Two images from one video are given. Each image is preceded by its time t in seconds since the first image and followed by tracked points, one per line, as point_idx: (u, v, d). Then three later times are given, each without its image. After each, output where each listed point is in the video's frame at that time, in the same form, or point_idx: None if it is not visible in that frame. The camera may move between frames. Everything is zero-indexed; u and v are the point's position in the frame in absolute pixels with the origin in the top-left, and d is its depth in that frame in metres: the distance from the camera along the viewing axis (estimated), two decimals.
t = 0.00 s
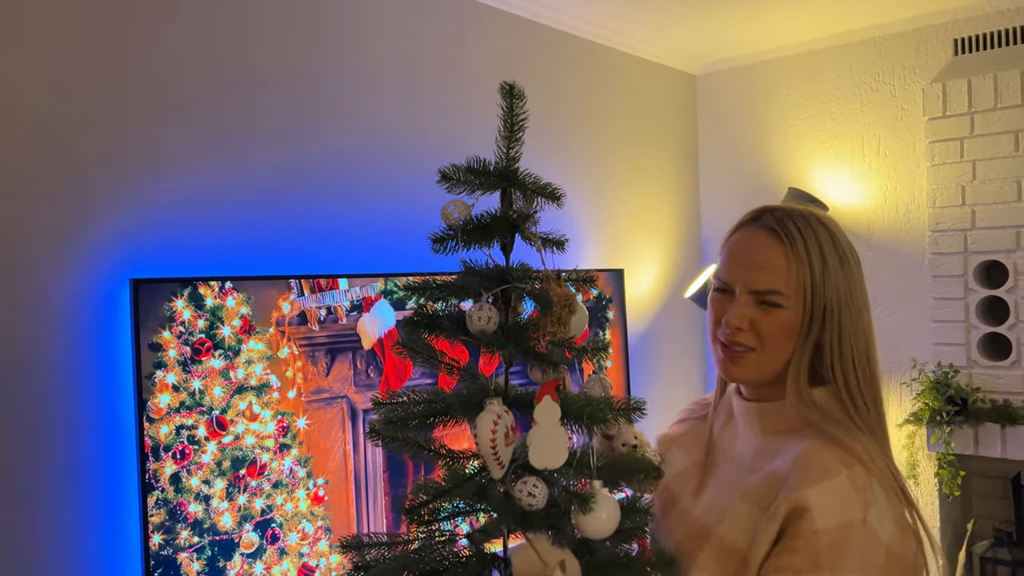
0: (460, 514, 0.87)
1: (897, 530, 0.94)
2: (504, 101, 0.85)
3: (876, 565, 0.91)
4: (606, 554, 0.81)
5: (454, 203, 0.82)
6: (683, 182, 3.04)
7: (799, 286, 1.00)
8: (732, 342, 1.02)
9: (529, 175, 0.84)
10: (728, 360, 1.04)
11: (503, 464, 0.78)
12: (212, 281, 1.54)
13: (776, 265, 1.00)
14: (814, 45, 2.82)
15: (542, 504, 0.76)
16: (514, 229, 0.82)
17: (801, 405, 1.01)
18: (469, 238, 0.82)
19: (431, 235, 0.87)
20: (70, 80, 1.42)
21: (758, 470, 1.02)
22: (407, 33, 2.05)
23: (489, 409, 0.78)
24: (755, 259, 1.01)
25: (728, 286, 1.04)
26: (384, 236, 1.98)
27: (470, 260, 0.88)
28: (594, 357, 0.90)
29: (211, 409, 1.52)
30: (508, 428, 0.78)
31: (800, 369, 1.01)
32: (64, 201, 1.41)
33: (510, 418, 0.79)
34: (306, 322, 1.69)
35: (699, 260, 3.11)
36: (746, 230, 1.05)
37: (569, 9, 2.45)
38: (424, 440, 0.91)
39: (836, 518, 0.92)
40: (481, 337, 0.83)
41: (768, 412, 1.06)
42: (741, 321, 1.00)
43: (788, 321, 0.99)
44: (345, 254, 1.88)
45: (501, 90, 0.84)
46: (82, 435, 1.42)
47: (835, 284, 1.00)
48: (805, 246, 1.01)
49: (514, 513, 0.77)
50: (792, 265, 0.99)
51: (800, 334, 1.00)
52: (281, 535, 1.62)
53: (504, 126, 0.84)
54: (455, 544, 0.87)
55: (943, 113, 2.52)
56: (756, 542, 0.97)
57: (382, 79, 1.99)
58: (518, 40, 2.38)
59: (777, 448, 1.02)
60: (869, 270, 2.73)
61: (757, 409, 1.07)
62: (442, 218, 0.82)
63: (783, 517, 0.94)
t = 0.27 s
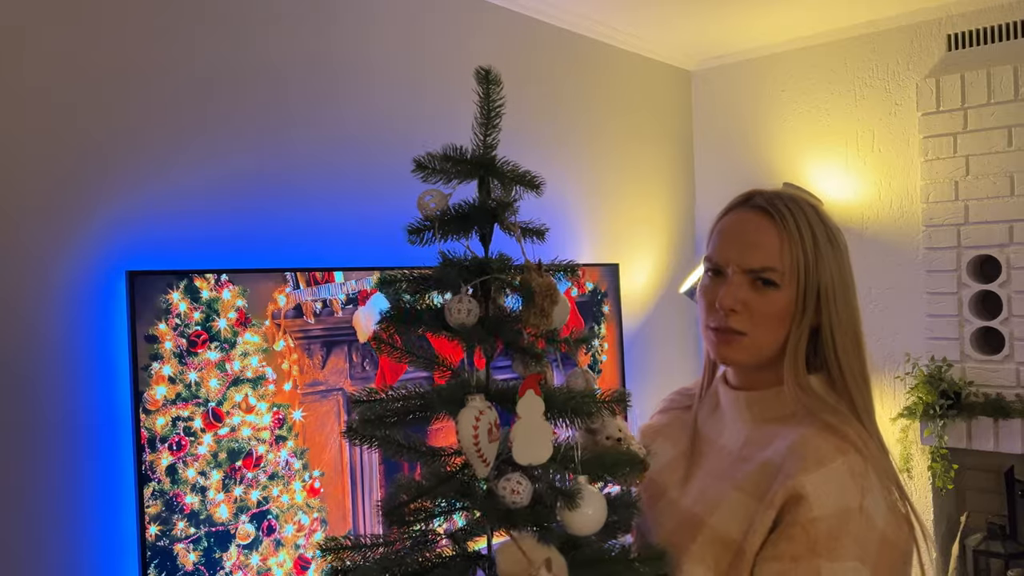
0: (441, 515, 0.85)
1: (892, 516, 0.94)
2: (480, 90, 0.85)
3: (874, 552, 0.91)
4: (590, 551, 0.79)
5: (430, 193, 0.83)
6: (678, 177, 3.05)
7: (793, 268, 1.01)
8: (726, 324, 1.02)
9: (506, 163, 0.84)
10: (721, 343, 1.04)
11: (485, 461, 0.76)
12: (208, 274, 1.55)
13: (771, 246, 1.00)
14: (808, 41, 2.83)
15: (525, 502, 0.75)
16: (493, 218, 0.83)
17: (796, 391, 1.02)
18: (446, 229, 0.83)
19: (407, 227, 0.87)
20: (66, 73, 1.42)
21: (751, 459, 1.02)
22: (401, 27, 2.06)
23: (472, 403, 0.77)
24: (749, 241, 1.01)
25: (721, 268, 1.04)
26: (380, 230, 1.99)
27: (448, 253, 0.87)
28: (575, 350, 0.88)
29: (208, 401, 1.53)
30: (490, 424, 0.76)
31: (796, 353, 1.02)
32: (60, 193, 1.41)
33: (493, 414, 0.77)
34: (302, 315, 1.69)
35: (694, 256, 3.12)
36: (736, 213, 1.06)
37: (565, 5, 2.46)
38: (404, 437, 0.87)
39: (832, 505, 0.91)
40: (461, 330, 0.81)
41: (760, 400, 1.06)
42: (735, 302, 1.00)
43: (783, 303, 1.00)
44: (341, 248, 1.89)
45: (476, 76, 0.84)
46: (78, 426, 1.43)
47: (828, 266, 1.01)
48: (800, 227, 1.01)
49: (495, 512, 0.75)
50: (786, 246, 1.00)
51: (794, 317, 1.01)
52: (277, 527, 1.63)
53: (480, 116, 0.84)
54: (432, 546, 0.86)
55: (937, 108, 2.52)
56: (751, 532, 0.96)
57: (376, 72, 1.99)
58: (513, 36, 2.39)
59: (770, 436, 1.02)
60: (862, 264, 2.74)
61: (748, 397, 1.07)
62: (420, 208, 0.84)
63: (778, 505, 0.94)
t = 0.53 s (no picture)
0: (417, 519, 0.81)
1: (882, 511, 0.93)
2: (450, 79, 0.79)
3: (865, 547, 0.89)
4: (575, 550, 0.78)
5: (401, 186, 0.78)
6: (675, 174, 3.06)
7: (784, 255, 1.01)
8: (713, 309, 1.01)
9: (480, 154, 0.79)
10: (707, 329, 1.03)
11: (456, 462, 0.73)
12: (206, 268, 1.55)
13: (764, 232, 1.01)
14: (805, 38, 2.84)
15: (507, 501, 0.73)
16: (467, 211, 0.77)
17: (785, 382, 1.01)
18: (418, 224, 0.78)
19: (376, 224, 0.82)
20: (58, 64, 1.41)
21: (739, 456, 1.00)
22: (400, 23, 2.07)
23: (445, 404, 0.73)
24: (742, 226, 1.02)
25: (710, 254, 1.04)
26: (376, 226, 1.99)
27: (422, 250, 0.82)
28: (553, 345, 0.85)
29: (205, 394, 1.54)
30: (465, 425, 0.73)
31: (785, 342, 1.01)
32: (52, 184, 1.41)
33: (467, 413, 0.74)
34: (299, 309, 1.70)
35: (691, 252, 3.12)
36: (730, 200, 1.06)
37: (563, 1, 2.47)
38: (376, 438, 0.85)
39: (825, 501, 0.89)
40: (437, 326, 0.77)
41: (746, 394, 1.04)
42: (724, 287, 1.00)
43: (772, 290, 1.00)
44: (336, 243, 1.89)
45: (445, 65, 0.78)
46: (74, 418, 1.43)
47: (819, 255, 1.02)
48: (793, 214, 1.02)
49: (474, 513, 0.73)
50: (780, 232, 1.01)
51: (783, 305, 1.01)
52: (274, 520, 1.64)
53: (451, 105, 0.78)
54: (413, 549, 0.82)
55: (934, 105, 2.53)
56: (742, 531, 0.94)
57: (374, 68, 2.00)
58: (512, 33, 2.40)
59: (759, 432, 1.00)
60: (858, 260, 2.75)
61: (733, 392, 1.05)
62: (390, 202, 0.78)
63: (771, 502, 0.91)
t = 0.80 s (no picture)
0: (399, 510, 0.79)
1: (869, 498, 0.90)
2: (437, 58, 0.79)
3: (853, 535, 0.86)
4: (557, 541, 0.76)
5: (385, 164, 0.77)
6: (674, 169, 3.06)
7: (778, 245, 0.97)
8: (703, 300, 0.98)
9: (465, 134, 0.79)
10: (698, 320, 0.99)
11: (445, 445, 0.70)
12: (207, 257, 1.56)
13: (757, 221, 0.97)
14: (804, 33, 2.84)
15: (490, 486, 0.69)
16: (452, 192, 0.77)
17: (771, 372, 0.96)
18: (402, 204, 0.77)
19: (360, 202, 0.82)
20: (48, 46, 1.40)
21: (724, 443, 0.96)
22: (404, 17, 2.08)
23: (431, 383, 0.70)
24: (736, 214, 0.97)
25: (702, 241, 1.00)
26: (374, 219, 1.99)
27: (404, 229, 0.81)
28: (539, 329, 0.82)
29: (206, 383, 1.54)
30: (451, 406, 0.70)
31: (773, 333, 0.97)
32: (44, 168, 1.40)
33: (454, 395, 0.71)
34: (300, 300, 1.71)
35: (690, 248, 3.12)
36: (722, 185, 1.02)
37: None
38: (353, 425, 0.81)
39: (813, 485, 0.85)
40: (420, 307, 0.74)
41: (733, 383, 1.00)
42: (716, 278, 0.96)
43: (764, 281, 0.97)
44: (335, 236, 1.89)
45: (433, 44, 0.78)
46: (72, 405, 1.43)
47: (812, 246, 0.98)
48: (787, 202, 0.98)
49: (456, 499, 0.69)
50: (774, 222, 0.97)
51: (773, 295, 0.98)
52: (275, 509, 1.64)
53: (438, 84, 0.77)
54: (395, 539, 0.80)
55: (934, 99, 2.53)
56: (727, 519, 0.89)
57: (378, 63, 2.01)
58: (516, 28, 2.41)
59: (743, 419, 0.96)
60: (858, 256, 2.76)
61: (718, 379, 1.01)
62: (374, 181, 0.78)
63: (758, 489, 0.86)
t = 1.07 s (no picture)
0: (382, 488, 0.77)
1: (864, 478, 0.90)
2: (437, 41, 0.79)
3: (847, 513, 0.85)
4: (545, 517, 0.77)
5: (383, 141, 0.77)
6: (672, 164, 3.06)
7: (762, 231, 0.97)
8: (689, 288, 0.99)
9: (463, 116, 0.79)
10: (685, 308, 1.00)
11: (438, 413, 0.71)
12: (209, 248, 1.57)
13: (741, 208, 0.97)
14: (805, 29, 2.85)
15: (481, 458, 0.68)
16: (448, 171, 0.78)
17: (760, 354, 0.96)
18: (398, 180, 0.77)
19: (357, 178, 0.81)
20: (52, 33, 1.41)
21: (717, 424, 0.96)
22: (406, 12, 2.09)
23: (423, 353, 0.71)
24: (720, 202, 0.98)
25: (689, 230, 1.01)
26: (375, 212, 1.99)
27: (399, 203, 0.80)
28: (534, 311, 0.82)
29: (208, 373, 1.55)
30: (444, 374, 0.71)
31: (760, 318, 0.97)
32: (44, 153, 1.40)
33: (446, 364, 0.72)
34: (301, 291, 1.72)
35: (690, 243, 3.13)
36: (709, 173, 1.02)
37: None
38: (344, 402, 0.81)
39: (809, 461, 0.85)
40: (414, 280, 0.73)
41: (727, 364, 1.01)
42: (700, 265, 0.97)
43: (749, 267, 0.97)
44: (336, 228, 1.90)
45: (432, 27, 0.78)
46: (76, 393, 1.44)
47: (799, 231, 0.97)
48: (772, 188, 0.97)
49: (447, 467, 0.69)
50: (757, 209, 0.97)
51: (760, 281, 0.97)
52: (277, 499, 1.65)
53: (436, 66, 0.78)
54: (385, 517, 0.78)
55: (934, 96, 2.54)
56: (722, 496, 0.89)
57: (380, 57, 2.02)
58: (518, 23, 2.42)
59: (738, 400, 0.97)
60: (857, 252, 2.77)
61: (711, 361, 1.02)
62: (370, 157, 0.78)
63: (753, 465, 0.87)
